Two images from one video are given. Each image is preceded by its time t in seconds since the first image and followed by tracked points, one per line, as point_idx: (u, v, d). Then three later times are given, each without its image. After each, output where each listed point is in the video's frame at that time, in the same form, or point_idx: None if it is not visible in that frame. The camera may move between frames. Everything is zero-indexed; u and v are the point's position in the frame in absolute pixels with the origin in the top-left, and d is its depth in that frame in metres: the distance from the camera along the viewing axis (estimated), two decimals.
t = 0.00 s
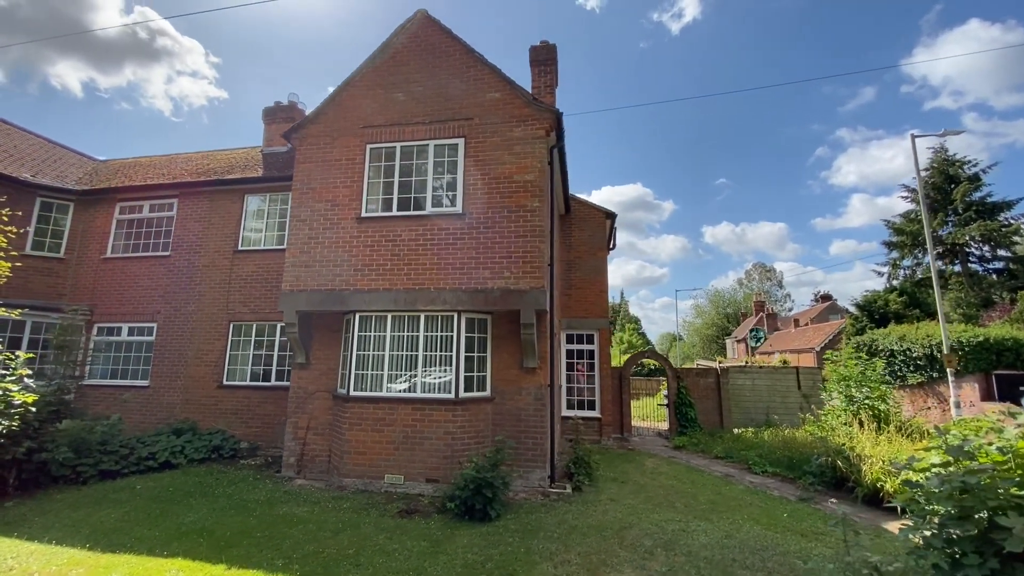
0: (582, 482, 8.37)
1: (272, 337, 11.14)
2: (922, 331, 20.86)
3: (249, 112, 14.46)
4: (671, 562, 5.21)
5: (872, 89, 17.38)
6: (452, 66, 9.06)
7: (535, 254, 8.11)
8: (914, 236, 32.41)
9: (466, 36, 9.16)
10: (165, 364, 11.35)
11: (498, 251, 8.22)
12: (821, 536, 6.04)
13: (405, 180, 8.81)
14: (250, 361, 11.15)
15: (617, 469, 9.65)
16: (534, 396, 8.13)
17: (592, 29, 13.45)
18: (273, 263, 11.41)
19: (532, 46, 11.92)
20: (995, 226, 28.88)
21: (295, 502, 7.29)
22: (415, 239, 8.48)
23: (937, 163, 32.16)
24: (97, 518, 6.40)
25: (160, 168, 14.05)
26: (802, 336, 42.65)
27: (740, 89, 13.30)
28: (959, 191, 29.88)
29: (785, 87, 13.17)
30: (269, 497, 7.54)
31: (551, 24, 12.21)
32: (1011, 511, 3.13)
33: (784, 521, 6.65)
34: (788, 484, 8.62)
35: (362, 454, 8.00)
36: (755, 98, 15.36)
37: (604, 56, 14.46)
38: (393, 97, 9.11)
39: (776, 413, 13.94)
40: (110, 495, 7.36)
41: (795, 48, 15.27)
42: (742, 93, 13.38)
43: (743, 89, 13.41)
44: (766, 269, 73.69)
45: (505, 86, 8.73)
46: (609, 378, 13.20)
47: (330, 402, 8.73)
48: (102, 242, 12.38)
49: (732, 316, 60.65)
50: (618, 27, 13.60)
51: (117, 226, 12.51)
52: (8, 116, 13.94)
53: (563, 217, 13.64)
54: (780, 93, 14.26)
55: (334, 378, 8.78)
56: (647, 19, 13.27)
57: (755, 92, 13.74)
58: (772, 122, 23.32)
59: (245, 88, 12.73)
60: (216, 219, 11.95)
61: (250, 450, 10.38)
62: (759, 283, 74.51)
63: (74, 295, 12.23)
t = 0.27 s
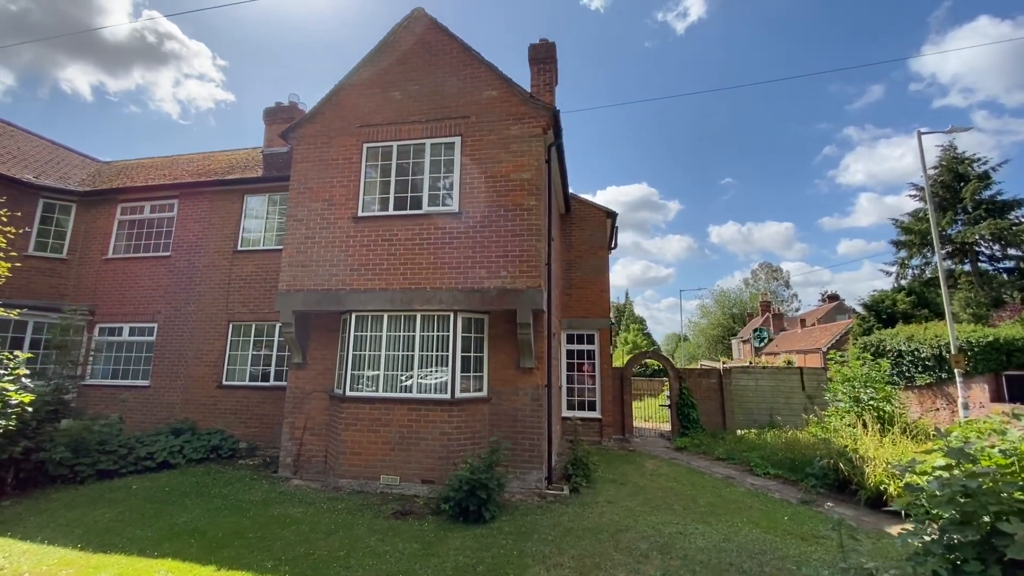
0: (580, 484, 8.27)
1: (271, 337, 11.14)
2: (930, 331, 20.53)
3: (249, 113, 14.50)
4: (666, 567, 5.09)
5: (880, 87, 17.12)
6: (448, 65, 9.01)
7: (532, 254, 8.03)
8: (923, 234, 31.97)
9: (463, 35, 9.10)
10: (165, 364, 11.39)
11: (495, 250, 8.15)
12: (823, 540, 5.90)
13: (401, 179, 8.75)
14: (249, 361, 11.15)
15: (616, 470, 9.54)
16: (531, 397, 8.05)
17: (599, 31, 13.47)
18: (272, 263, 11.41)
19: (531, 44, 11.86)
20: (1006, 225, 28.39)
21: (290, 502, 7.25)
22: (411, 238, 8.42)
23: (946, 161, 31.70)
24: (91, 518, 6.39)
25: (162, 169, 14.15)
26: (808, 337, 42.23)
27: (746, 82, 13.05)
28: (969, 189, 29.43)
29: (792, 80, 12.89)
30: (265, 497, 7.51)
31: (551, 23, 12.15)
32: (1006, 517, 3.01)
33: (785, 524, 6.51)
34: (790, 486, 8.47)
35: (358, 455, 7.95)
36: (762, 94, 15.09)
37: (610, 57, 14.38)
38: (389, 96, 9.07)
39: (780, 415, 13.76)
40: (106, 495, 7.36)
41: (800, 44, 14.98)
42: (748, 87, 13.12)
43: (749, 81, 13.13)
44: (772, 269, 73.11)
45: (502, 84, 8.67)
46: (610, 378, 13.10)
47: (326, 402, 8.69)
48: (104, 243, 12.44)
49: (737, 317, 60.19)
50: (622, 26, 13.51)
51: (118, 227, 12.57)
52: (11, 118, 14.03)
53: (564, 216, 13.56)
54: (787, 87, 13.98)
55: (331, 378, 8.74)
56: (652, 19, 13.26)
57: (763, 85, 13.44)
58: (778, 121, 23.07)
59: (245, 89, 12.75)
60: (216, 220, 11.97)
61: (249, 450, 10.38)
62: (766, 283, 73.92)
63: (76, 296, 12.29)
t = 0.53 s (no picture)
0: (576, 486, 8.19)
1: (268, 337, 11.12)
2: (936, 331, 20.29)
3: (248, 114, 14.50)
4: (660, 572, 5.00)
5: (885, 84, 16.89)
6: (444, 63, 8.95)
7: (527, 253, 7.95)
8: (929, 233, 31.65)
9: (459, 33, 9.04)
10: (163, 365, 11.39)
11: (490, 250, 8.07)
12: (822, 545, 5.79)
13: (397, 178, 8.70)
14: (247, 361, 11.13)
15: (614, 472, 9.45)
16: (526, 398, 7.98)
17: (601, 29, 13.35)
18: (269, 263, 11.39)
19: (529, 42, 11.79)
20: (1013, 223, 28.03)
21: (284, 504, 7.22)
22: (405, 238, 8.37)
23: (953, 159, 31.35)
24: (84, 519, 6.37)
25: (161, 169, 14.22)
26: (813, 336, 41.91)
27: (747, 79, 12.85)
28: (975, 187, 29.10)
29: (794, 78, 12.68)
30: (259, 498, 7.48)
31: (549, 21, 12.06)
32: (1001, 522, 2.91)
33: (783, 528, 6.41)
34: (790, 488, 8.36)
35: (352, 456, 7.91)
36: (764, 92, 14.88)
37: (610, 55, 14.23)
38: (385, 95, 9.02)
39: (782, 416, 13.62)
40: (101, 496, 7.35)
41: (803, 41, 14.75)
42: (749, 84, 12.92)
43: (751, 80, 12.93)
44: (777, 268, 72.67)
45: (497, 82, 8.60)
46: (609, 379, 13.01)
47: (321, 403, 8.65)
48: (103, 243, 12.47)
49: (741, 317, 59.85)
50: (623, 23, 13.37)
51: (118, 228, 12.60)
52: (13, 119, 14.12)
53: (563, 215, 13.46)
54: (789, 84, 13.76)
55: (326, 378, 8.69)
56: (654, 18, 13.15)
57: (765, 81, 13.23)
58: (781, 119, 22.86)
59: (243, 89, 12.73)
60: (214, 220, 11.98)
61: (246, 451, 10.36)
62: (770, 282, 73.50)
63: (76, 296, 12.33)
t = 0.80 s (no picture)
0: (572, 489, 8.09)
1: (265, 338, 11.11)
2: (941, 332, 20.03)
3: (248, 115, 14.51)
4: None
5: (891, 82, 16.66)
6: (439, 62, 8.89)
7: (522, 254, 7.87)
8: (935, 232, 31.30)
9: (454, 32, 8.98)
10: (162, 365, 11.40)
11: (485, 250, 8.01)
12: (818, 550, 5.68)
13: (391, 178, 8.65)
14: (244, 362, 11.12)
15: (611, 474, 9.37)
16: (522, 399, 7.90)
17: (602, 28, 13.22)
18: (267, 264, 11.37)
19: (527, 40, 11.74)
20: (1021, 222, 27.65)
21: (277, 506, 7.18)
22: (400, 239, 8.31)
23: (960, 157, 30.98)
24: (75, 521, 6.35)
25: (160, 170, 14.28)
26: (817, 337, 41.57)
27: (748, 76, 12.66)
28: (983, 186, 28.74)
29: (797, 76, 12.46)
30: (252, 500, 7.44)
31: (547, 19, 11.97)
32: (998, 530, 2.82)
33: (780, 533, 6.30)
34: (789, 491, 8.24)
35: (346, 458, 7.86)
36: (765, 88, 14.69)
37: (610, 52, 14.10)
38: (380, 95, 8.97)
39: (783, 417, 13.47)
40: (95, 497, 7.34)
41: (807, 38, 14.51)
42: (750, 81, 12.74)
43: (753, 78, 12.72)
44: (782, 268, 72.20)
45: (493, 81, 8.53)
46: (608, 380, 12.92)
47: (316, 404, 8.61)
48: (102, 244, 12.50)
49: (746, 317, 59.50)
50: (624, 19, 13.22)
51: (117, 229, 12.62)
52: (15, 121, 14.20)
53: (561, 215, 13.38)
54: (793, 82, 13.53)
55: (321, 380, 8.64)
56: (657, 17, 12.97)
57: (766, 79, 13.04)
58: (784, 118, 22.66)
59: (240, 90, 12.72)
60: (212, 220, 11.98)
61: (242, 452, 10.34)
62: (775, 283, 73.01)
63: (75, 296, 12.36)
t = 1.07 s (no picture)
0: (567, 489, 8.04)
1: (262, 338, 11.10)
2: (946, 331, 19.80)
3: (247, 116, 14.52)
4: None
5: (896, 81, 16.47)
6: (434, 61, 8.85)
7: (516, 253, 7.82)
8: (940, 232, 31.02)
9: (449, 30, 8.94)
10: (159, 365, 11.42)
11: (479, 249, 7.96)
12: (814, 553, 5.59)
13: (386, 177, 8.61)
14: (240, 362, 11.11)
15: (607, 475, 9.31)
16: (516, 399, 7.84)
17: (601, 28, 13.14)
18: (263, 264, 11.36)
19: (524, 38, 11.75)
20: None
21: (270, 506, 7.16)
22: (394, 238, 8.28)
23: (965, 156, 30.67)
24: (67, 521, 6.34)
25: (159, 170, 14.31)
26: (821, 337, 41.27)
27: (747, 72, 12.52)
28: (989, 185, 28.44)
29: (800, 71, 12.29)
30: (245, 500, 7.42)
31: (543, 17, 11.91)
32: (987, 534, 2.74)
33: (777, 535, 6.20)
34: (787, 493, 8.15)
35: (339, 458, 7.84)
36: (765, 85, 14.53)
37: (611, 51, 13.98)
38: (374, 94, 8.94)
39: (784, 418, 13.36)
40: (88, 497, 7.33)
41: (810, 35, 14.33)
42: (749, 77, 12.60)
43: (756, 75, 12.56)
44: (786, 268, 71.81)
45: (487, 79, 8.48)
46: (606, 380, 12.85)
47: (311, 404, 8.58)
48: (101, 244, 12.53)
49: (749, 317, 59.18)
50: (626, 18, 13.10)
51: (116, 229, 12.66)
52: (16, 122, 14.28)
53: (559, 215, 13.32)
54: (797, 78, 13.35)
55: (315, 379, 8.62)
56: (661, 17, 12.85)
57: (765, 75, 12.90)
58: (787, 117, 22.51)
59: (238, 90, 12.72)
60: (209, 220, 12.00)
61: (239, 452, 10.33)
62: (779, 283, 72.61)
63: (74, 296, 12.40)
